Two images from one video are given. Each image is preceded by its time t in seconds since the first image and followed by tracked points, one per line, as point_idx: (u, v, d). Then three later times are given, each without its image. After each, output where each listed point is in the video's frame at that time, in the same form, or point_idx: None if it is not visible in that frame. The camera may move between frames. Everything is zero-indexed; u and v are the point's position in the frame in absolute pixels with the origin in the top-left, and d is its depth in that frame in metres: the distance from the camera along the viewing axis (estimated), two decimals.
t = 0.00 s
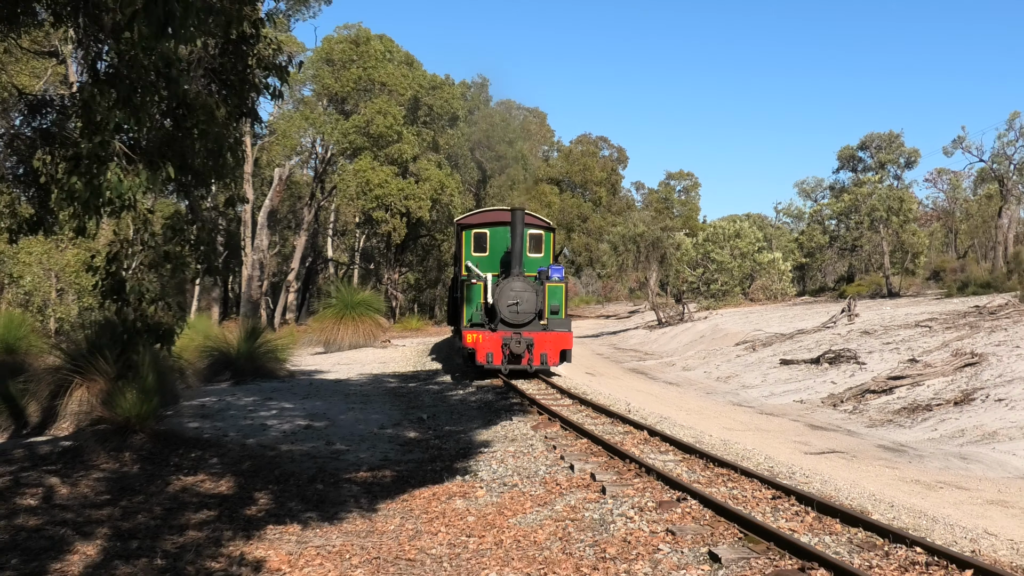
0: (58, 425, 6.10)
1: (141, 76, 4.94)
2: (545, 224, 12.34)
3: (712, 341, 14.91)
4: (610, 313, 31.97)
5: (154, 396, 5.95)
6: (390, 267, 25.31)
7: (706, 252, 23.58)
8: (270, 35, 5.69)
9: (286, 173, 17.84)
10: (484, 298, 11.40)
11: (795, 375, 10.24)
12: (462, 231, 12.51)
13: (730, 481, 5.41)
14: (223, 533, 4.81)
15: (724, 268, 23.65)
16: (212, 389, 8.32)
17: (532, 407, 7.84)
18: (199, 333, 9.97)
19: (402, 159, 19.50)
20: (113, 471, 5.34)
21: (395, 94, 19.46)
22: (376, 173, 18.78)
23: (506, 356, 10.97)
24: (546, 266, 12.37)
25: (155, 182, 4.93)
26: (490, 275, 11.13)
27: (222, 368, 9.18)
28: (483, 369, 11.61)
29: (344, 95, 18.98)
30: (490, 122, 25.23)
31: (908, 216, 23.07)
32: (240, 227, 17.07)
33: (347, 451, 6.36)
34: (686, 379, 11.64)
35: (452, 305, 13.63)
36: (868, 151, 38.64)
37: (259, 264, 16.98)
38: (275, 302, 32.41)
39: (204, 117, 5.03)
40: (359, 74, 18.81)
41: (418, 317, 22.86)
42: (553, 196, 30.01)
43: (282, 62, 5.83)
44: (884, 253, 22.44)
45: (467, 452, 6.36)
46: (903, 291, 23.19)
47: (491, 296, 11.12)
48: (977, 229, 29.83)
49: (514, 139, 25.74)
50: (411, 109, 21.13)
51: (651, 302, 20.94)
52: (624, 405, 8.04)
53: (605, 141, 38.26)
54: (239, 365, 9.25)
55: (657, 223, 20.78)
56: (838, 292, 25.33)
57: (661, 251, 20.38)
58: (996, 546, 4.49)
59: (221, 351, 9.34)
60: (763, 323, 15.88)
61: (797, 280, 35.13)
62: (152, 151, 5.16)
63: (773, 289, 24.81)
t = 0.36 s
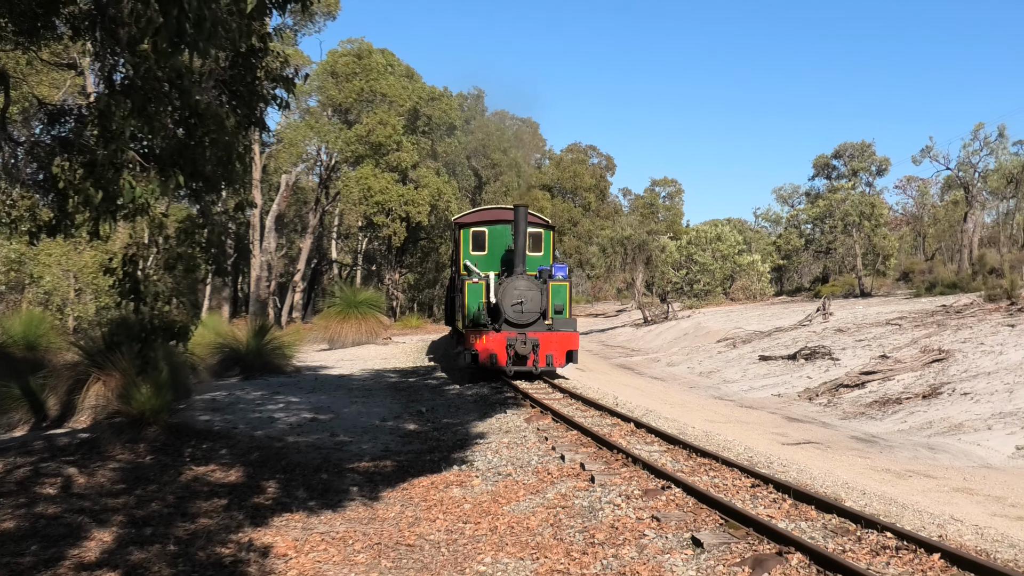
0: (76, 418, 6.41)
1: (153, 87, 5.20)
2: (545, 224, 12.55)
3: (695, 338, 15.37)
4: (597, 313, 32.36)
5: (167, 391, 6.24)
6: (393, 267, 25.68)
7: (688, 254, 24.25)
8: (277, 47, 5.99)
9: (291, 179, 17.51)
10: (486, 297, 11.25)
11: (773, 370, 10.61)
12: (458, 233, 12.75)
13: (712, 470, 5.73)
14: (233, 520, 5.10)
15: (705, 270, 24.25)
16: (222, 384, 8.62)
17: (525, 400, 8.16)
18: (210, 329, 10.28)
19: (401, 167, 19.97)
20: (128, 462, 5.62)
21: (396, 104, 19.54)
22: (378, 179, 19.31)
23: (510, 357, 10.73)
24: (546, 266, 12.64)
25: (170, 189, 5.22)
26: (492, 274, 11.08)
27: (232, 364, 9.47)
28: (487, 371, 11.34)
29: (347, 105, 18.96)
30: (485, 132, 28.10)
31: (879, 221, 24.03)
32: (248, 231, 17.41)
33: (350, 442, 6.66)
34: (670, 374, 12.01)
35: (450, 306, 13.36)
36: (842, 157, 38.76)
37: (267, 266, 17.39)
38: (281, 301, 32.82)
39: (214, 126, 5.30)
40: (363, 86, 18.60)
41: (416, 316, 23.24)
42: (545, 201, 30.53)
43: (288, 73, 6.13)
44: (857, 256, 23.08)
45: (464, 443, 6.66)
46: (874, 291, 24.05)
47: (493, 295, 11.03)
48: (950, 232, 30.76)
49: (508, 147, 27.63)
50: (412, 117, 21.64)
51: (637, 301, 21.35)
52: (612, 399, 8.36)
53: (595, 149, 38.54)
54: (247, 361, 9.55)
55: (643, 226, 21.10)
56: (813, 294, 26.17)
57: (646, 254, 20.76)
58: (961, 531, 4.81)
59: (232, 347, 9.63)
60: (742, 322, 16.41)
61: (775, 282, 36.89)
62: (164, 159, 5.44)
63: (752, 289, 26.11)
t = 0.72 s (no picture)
0: (87, 411, 6.70)
1: (161, 97, 5.47)
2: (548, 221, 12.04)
3: (673, 336, 16.00)
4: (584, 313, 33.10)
5: (173, 386, 6.54)
6: (387, 269, 26.20)
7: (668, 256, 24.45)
8: (279, 60, 6.31)
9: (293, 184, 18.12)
10: (488, 297, 10.75)
11: (748, 365, 11.10)
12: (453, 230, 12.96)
13: (691, 460, 6.07)
14: (236, 508, 5.40)
15: (684, 271, 24.23)
16: (226, 379, 8.92)
17: (513, 394, 8.51)
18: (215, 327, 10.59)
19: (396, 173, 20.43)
20: (137, 453, 5.91)
21: (391, 114, 19.92)
22: (374, 185, 19.72)
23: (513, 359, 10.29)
24: (548, 263, 12.23)
25: (176, 194, 5.49)
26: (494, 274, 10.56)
27: (235, 360, 9.75)
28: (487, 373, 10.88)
29: (345, 116, 19.38)
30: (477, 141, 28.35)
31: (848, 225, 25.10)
32: (250, 234, 17.73)
33: (347, 434, 6.97)
34: (650, 369, 12.47)
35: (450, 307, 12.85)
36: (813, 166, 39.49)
37: (268, 267, 17.77)
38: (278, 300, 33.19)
39: (219, 134, 5.56)
40: (359, 97, 18.95)
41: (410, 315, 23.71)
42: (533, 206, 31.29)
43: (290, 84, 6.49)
44: (828, 259, 23.91)
45: (456, 435, 6.98)
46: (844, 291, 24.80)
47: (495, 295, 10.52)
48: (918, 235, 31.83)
49: (497, 155, 28.00)
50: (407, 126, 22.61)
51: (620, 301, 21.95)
52: (596, 392, 8.73)
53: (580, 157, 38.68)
54: (251, 358, 9.84)
55: (626, 229, 22.29)
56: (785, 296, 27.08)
57: (628, 254, 22.09)
58: (923, 517, 5.14)
59: (235, 344, 9.91)
60: (719, 319, 17.00)
61: (751, 282, 36.79)
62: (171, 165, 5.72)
63: (729, 289, 26.36)
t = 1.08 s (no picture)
0: (72, 406, 6.91)
1: (144, 104, 5.72)
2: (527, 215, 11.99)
3: (631, 333, 17.28)
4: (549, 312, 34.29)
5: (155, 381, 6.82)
6: (363, 270, 26.83)
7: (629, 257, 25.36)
8: (258, 70, 6.58)
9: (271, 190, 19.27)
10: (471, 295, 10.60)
11: (702, 361, 12.19)
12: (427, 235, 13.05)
13: (648, 450, 6.45)
14: (216, 498, 5.68)
15: (643, 272, 25.00)
16: (206, 374, 9.18)
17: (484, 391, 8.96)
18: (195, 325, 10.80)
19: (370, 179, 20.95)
20: (120, 446, 6.15)
21: (365, 123, 20.13)
22: (348, 189, 19.89)
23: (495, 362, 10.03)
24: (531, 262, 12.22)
25: (158, 198, 5.71)
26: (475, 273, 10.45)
27: (214, 358, 9.96)
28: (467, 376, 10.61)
29: (322, 124, 19.52)
30: (446, 147, 28.36)
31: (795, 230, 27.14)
32: (229, 236, 17.89)
33: (322, 427, 7.31)
34: (612, 365, 13.48)
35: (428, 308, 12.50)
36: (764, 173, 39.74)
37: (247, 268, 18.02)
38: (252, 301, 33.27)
39: (200, 141, 5.79)
40: (335, 106, 19.10)
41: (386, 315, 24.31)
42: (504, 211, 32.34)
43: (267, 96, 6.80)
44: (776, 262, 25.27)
45: (426, 428, 7.36)
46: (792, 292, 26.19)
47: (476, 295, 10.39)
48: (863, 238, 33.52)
49: (468, 161, 27.83)
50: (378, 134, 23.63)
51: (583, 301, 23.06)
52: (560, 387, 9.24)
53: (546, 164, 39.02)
54: (231, 354, 10.08)
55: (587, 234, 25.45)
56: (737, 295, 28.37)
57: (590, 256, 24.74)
58: (866, 503, 5.51)
59: (214, 342, 10.13)
60: (674, 317, 18.19)
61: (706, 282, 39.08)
62: (153, 170, 5.98)
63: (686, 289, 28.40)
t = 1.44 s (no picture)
0: (59, 401, 7.17)
1: (130, 112, 5.97)
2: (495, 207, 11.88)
3: (597, 331, 18.44)
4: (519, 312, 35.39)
5: (139, 376, 7.09)
6: (341, 271, 27.38)
7: (591, 260, 29.94)
8: (239, 80, 6.85)
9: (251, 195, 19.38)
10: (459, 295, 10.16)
11: (661, 356, 13.22)
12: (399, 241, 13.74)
13: (611, 441, 6.86)
14: (199, 488, 5.97)
15: (605, 273, 29.71)
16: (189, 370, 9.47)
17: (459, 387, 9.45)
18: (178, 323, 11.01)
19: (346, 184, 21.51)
20: (105, 439, 6.41)
21: (341, 131, 20.48)
22: (325, 194, 20.57)
23: (488, 366, 9.75)
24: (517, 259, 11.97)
25: (143, 201, 5.97)
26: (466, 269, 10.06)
27: (197, 354, 10.21)
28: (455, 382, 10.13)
29: (299, 131, 19.77)
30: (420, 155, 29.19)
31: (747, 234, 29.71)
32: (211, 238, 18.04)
33: (302, 420, 7.64)
34: (579, 360, 14.52)
35: (410, 309, 11.91)
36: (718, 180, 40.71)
37: (229, 269, 18.24)
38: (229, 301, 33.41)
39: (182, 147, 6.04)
40: (312, 114, 19.38)
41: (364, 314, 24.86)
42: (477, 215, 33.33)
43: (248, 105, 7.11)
44: (731, 265, 26.55)
45: (401, 421, 7.74)
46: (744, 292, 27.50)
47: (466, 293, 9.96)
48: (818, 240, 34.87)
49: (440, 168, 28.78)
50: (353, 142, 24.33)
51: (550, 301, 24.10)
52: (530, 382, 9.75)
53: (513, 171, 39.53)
54: (213, 350, 10.32)
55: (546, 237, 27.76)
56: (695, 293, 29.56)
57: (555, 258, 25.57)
58: (814, 490, 5.89)
59: (196, 339, 10.37)
60: (634, 316, 19.26)
61: (663, 283, 39.95)
62: (137, 175, 6.21)
63: (646, 289, 30.14)
